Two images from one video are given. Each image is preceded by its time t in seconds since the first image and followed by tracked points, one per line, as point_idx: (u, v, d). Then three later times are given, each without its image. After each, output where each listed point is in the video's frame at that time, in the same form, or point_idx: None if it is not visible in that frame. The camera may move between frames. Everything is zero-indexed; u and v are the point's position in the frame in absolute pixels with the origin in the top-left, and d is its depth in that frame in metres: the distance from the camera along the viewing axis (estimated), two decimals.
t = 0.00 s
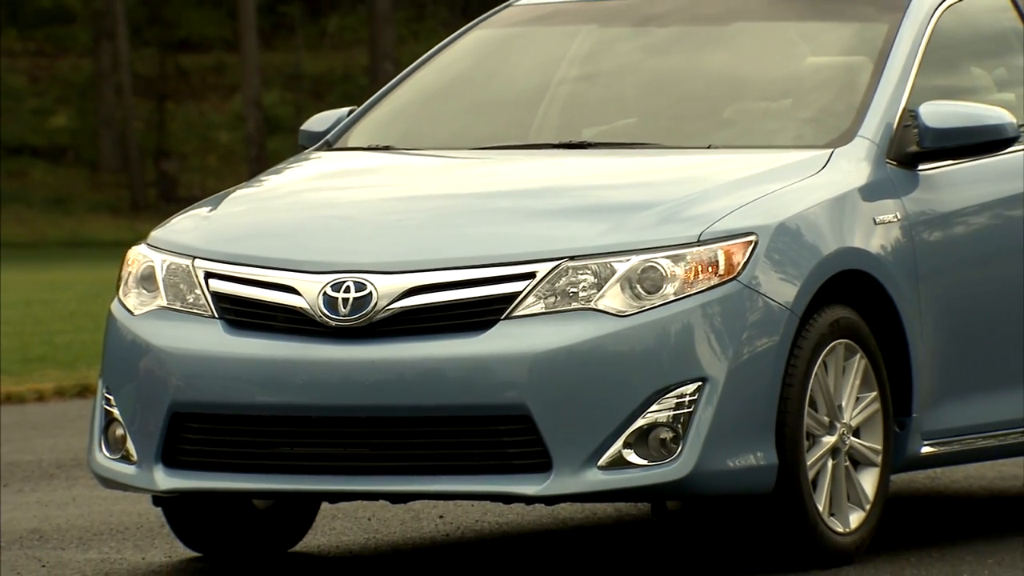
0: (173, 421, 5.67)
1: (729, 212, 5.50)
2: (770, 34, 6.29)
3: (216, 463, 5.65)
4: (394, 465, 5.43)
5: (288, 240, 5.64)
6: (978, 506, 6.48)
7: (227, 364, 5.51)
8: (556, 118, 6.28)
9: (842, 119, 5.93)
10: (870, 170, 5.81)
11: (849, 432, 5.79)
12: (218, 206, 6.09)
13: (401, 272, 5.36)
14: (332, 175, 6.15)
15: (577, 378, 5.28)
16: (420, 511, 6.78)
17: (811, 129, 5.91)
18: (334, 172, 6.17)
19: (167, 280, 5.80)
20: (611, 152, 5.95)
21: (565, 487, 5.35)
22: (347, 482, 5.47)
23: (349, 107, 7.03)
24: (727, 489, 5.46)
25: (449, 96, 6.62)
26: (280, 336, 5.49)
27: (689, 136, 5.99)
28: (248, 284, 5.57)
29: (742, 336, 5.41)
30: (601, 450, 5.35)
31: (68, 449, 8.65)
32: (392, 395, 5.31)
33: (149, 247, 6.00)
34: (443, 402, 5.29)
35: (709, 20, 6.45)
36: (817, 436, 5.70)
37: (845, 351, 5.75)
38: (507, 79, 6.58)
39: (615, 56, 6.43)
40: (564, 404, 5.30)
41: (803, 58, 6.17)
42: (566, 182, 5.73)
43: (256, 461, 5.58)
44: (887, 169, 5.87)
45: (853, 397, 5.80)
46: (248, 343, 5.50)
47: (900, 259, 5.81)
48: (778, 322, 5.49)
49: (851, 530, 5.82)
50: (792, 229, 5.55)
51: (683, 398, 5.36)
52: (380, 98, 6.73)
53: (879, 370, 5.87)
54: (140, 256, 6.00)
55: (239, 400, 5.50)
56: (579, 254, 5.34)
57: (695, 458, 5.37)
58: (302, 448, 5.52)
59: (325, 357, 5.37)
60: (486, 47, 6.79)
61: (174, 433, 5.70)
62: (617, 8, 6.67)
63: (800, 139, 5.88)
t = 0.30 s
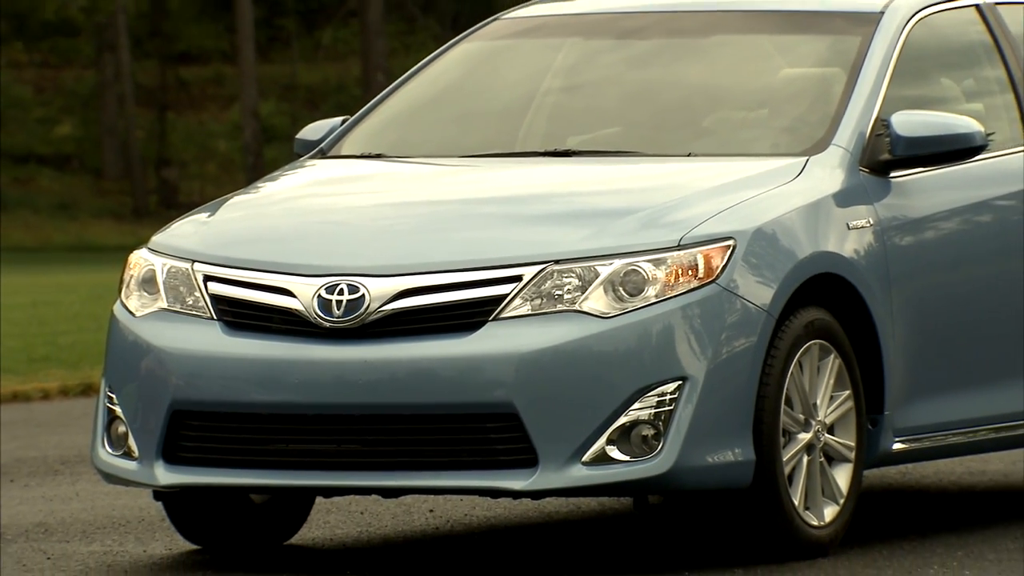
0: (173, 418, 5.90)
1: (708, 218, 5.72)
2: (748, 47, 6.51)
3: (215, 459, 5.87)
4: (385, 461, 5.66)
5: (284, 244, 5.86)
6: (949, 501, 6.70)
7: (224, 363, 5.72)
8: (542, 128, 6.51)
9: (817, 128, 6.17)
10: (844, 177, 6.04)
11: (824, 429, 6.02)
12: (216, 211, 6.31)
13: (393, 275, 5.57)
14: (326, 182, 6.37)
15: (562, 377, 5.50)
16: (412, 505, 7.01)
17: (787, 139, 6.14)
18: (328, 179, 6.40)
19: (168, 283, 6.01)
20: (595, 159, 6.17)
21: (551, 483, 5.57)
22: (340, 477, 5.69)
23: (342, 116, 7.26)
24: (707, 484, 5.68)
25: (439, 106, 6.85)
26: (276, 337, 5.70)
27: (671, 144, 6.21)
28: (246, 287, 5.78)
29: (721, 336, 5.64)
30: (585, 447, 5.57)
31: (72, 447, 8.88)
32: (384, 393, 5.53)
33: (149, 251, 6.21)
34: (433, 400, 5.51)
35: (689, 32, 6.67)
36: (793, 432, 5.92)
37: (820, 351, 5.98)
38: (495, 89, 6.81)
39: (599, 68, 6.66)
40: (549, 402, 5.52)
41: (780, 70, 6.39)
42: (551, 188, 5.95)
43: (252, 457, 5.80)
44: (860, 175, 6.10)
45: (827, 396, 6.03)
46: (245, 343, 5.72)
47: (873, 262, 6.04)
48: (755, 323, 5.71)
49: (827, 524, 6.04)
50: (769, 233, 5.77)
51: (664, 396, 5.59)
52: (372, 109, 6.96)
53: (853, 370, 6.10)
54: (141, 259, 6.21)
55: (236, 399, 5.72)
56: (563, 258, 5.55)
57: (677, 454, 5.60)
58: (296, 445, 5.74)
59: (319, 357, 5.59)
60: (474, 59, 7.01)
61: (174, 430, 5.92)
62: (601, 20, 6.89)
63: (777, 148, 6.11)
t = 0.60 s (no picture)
0: (174, 416, 6.14)
1: (688, 223, 5.96)
2: (728, 59, 6.76)
3: (214, 455, 6.11)
4: (377, 457, 5.90)
5: (280, 248, 6.10)
6: (922, 496, 6.94)
7: (224, 364, 5.96)
8: (529, 137, 6.75)
9: (793, 137, 6.41)
10: (819, 184, 6.28)
11: (800, 427, 6.26)
12: (216, 217, 6.54)
13: (385, 278, 5.81)
14: (322, 189, 6.61)
15: (549, 376, 5.74)
16: (404, 500, 7.25)
17: (765, 148, 6.38)
18: (323, 186, 6.64)
19: (169, 286, 6.25)
20: (580, 167, 6.41)
21: (537, 478, 5.81)
22: (334, 473, 5.93)
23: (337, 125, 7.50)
24: (687, 479, 5.92)
25: (431, 116, 7.09)
26: (273, 338, 5.94)
27: (653, 153, 6.45)
28: (244, 290, 6.02)
29: (701, 338, 5.87)
30: (571, 443, 5.81)
31: (77, 443, 9.13)
32: (377, 392, 5.77)
33: (151, 255, 6.45)
34: (423, 399, 5.75)
35: (671, 44, 6.92)
36: (770, 430, 6.16)
37: (797, 352, 6.22)
38: (485, 99, 7.05)
39: (585, 79, 6.89)
40: (536, 400, 5.76)
41: (758, 81, 6.63)
42: (537, 195, 6.19)
43: (251, 454, 6.04)
44: (834, 183, 6.34)
45: (803, 394, 6.27)
46: (243, 345, 5.95)
47: (847, 266, 6.28)
48: (734, 324, 5.95)
49: (803, 517, 6.28)
50: (747, 238, 6.01)
51: (646, 395, 5.83)
52: (367, 118, 7.20)
53: (828, 369, 6.34)
54: (144, 263, 6.44)
55: (235, 397, 5.96)
56: (548, 262, 5.79)
57: (658, 450, 5.84)
58: (293, 442, 5.98)
59: (315, 357, 5.83)
60: (464, 71, 7.25)
61: (175, 428, 6.16)
62: (586, 33, 7.13)
63: (755, 157, 6.35)
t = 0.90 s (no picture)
0: (177, 414, 6.40)
1: (671, 229, 6.21)
2: (709, 71, 7.02)
3: (216, 452, 6.37)
4: (372, 454, 6.15)
5: (279, 253, 6.35)
6: (897, 491, 7.21)
7: (225, 364, 6.22)
8: (518, 145, 7.01)
9: (771, 146, 6.67)
10: (796, 191, 6.54)
11: (778, 425, 6.51)
12: (217, 223, 6.80)
13: (379, 282, 6.06)
14: (318, 196, 6.87)
15: (537, 376, 5.99)
16: (399, 495, 7.51)
17: (744, 156, 6.64)
18: (320, 194, 6.90)
19: (172, 289, 6.51)
20: (567, 175, 6.67)
21: (526, 473, 6.06)
22: (331, 469, 6.18)
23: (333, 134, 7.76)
24: (669, 474, 6.17)
25: (423, 125, 7.35)
26: (272, 339, 6.19)
27: (637, 161, 6.71)
28: (245, 293, 6.27)
29: (682, 338, 6.13)
30: (558, 440, 6.06)
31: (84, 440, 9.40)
32: (372, 391, 6.02)
33: (155, 260, 6.70)
34: (417, 397, 6.00)
35: (655, 56, 7.18)
36: (750, 427, 6.42)
37: (776, 352, 6.48)
38: (476, 109, 7.31)
39: (572, 90, 7.16)
40: (524, 399, 6.01)
41: (738, 93, 6.89)
42: (525, 202, 6.44)
43: (250, 450, 6.30)
44: (811, 190, 6.60)
45: (781, 393, 6.52)
46: (244, 346, 6.21)
47: (822, 270, 6.54)
48: (715, 326, 6.21)
49: (781, 511, 6.53)
50: (727, 243, 6.27)
51: (630, 393, 6.08)
52: (362, 128, 7.46)
53: (805, 369, 6.60)
54: (148, 267, 6.69)
55: (236, 396, 6.21)
56: (536, 266, 6.04)
57: (642, 446, 6.09)
58: (291, 439, 6.23)
59: (312, 358, 6.08)
60: (456, 82, 7.51)
61: (178, 425, 6.42)
62: (573, 47, 7.40)
63: (734, 165, 6.61)
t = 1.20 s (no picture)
0: (181, 413, 6.68)
1: (654, 235, 6.49)
2: (690, 84, 7.31)
3: (218, 449, 6.64)
4: (367, 450, 6.41)
5: (278, 258, 6.63)
6: (872, 487, 7.49)
7: (227, 364, 6.49)
8: (507, 155, 7.30)
9: (750, 156, 6.96)
10: (774, 199, 6.83)
11: (757, 422, 6.80)
12: (219, 229, 7.08)
13: (376, 286, 6.33)
14: (316, 203, 7.15)
15: (526, 375, 6.26)
16: (394, 490, 7.79)
17: (724, 165, 6.93)
18: (318, 201, 7.18)
19: (176, 292, 6.79)
20: (555, 183, 6.95)
21: (516, 469, 6.32)
22: (328, 464, 6.44)
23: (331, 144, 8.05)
24: (653, 470, 6.45)
25: (417, 135, 7.64)
26: (272, 340, 6.47)
27: (622, 170, 7.00)
28: (246, 296, 6.55)
29: (665, 340, 6.41)
30: (546, 437, 6.34)
31: (92, 437, 9.68)
32: (368, 390, 6.29)
33: (159, 265, 6.99)
34: (410, 396, 6.27)
35: (639, 70, 7.47)
36: (729, 425, 6.70)
37: (754, 352, 6.77)
38: (468, 120, 7.60)
39: (560, 102, 7.44)
40: (514, 397, 6.28)
41: (719, 105, 7.18)
42: (514, 208, 6.72)
43: (251, 447, 6.57)
44: (788, 198, 6.89)
45: (760, 392, 6.81)
46: (245, 347, 6.48)
47: (799, 274, 6.83)
48: (696, 328, 6.49)
49: (760, 505, 6.82)
50: (708, 249, 6.55)
51: (615, 392, 6.36)
52: (359, 138, 7.75)
53: (782, 369, 6.89)
54: (153, 272, 6.98)
55: (237, 395, 6.49)
56: (525, 270, 6.30)
57: (628, 443, 6.37)
58: (290, 436, 6.50)
59: (311, 358, 6.35)
60: (449, 95, 7.80)
61: (182, 423, 6.70)
62: (560, 60, 7.68)
63: (714, 174, 6.90)
